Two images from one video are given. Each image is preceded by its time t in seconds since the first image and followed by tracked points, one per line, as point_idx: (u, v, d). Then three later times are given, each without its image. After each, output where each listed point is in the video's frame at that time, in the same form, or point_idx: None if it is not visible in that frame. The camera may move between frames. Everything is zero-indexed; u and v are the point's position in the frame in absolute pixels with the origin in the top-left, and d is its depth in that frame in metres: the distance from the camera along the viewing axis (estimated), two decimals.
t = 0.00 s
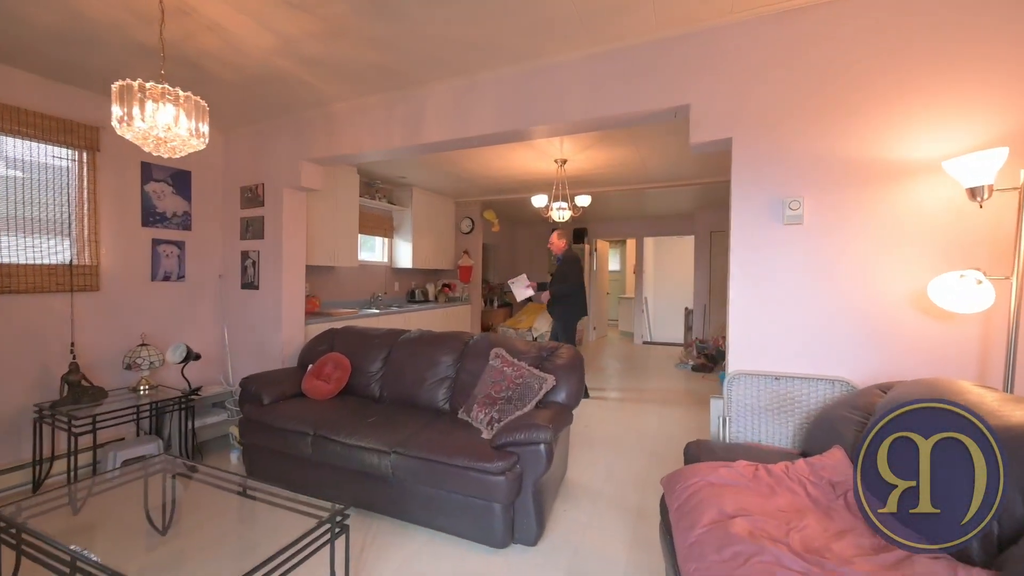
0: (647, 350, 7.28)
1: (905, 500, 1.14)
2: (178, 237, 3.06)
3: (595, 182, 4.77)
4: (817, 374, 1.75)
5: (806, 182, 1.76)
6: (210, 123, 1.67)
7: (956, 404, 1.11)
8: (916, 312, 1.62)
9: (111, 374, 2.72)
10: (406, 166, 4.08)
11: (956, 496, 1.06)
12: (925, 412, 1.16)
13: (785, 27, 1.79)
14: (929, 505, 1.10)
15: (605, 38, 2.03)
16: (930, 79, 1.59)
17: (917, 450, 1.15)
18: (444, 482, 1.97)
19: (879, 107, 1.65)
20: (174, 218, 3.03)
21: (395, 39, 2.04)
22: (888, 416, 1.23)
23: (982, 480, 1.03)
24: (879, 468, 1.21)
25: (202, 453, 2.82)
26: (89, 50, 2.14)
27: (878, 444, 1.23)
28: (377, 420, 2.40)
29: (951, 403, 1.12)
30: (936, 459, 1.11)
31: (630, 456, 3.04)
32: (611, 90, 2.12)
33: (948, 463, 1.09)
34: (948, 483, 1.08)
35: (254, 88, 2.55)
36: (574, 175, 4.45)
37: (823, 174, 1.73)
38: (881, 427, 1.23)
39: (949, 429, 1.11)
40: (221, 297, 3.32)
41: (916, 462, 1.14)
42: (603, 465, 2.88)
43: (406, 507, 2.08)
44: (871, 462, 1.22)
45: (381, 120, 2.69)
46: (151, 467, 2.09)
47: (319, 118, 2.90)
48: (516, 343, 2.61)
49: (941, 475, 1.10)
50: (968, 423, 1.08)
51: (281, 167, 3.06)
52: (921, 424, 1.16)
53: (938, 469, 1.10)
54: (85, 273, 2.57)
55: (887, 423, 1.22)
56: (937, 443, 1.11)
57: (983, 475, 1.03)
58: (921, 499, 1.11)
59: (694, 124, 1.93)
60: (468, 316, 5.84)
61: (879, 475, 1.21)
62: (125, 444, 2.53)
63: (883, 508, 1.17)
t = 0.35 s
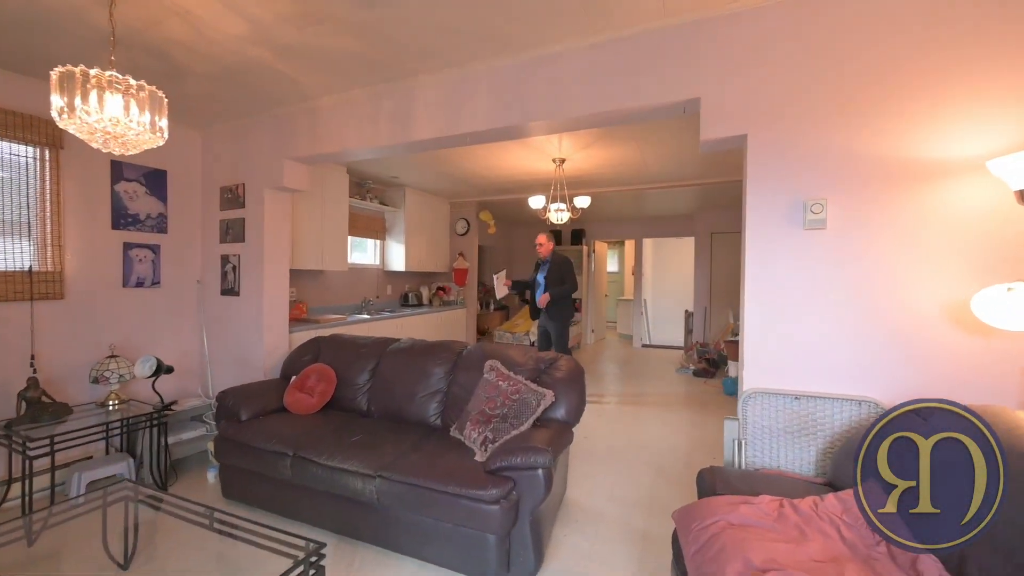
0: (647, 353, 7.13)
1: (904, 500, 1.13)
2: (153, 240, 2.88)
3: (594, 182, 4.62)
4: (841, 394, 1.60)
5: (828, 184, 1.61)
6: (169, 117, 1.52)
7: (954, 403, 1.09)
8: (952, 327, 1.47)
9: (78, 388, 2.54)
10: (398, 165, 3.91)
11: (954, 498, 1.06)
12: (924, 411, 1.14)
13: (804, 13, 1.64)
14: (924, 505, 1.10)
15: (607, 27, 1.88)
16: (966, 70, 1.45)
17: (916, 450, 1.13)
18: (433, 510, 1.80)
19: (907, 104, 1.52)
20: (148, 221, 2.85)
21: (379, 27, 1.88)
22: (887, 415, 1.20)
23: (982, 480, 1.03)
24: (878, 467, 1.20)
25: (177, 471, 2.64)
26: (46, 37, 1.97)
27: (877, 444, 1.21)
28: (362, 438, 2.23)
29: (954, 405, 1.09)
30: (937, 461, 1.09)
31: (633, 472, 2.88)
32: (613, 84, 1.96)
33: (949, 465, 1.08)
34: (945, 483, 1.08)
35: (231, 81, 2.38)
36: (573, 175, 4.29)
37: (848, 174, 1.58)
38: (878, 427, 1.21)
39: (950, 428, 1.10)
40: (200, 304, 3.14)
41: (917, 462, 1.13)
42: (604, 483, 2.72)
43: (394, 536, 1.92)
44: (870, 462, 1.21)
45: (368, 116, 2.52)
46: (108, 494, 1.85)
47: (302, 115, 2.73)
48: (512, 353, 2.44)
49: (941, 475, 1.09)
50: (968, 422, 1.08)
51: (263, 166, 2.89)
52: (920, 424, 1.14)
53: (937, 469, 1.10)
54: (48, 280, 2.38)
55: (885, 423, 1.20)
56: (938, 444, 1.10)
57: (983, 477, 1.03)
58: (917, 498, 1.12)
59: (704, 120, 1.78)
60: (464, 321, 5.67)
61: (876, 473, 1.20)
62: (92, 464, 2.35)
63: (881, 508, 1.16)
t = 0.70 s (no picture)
0: (646, 356, 6.98)
1: (905, 499, 1.26)
2: (125, 243, 2.70)
3: (594, 182, 4.46)
4: (874, 412, 1.48)
5: (861, 186, 1.48)
6: (124, 108, 1.36)
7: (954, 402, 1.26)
8: (996, 341, 1.37)
9: (40, 403, 2.35)
10: (390, 164, 3.73)
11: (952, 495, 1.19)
12: (926, 411, 1.29)
13: None
14: (926, 505, 1.22)
15: (615, 13, 1.73)
16: (1011, 61, 1.34)
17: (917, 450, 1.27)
18: (425, 542, 1.63)
19: (948, 99, 1.39)
20: (120, 222, 2.66)
21: (365, 10, 1.71)
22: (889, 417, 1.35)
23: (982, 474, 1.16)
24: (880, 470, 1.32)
25: (150, 492, 2.45)
26: None
27: (877, 444, 1.34)
28: (349, 458, 2.06)
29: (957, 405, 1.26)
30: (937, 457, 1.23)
31: (637, 489, 2.73)
32: (621, 75, 1.81)
33: (948, 462, 1.21)
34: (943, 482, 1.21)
35: (207, 72, 2.20)
36: (572, 175, 4.13)
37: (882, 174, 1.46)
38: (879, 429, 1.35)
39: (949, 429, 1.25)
40: (178, 310, 2.95)
41: (917, 462, 1.26)
42: (607, 502, 2.56)
43: (382, 570, 1.75)
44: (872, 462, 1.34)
45: (356, 110, 2.35)
46: (60, 528, 1.66)
47: (286, 109, 2.55)
48: (511, 365, 2.28)
49: (941, 474, 1.22)
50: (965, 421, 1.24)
51: (243, 164, 2.71)
52: (921, 425, 1.29)
53: (938, 467, 1.23)
54: (6, 287, 2.19)
55: (886, 424, 1.34)
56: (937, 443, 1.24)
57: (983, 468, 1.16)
58: (919, 499, 1.23)
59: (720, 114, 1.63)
60: (459, 325, 5.50)
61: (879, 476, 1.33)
62: (54, 487, 2.16)
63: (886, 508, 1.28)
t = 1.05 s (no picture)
0: (643, 358, 6.86)
1: (905, 500, 1.28)
2: (95, 244, 2.52)
3: (592, 181, 4.33)
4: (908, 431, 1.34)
5: (893, 182, 1.35)
6: (67, 92, 1.23)
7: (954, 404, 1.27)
8: None
9: None
10: (380, 161, 3.58)
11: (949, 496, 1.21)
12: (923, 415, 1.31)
13: None
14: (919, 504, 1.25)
15: None
16: None
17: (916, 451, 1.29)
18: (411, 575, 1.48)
19: (987, 86, 1.27)
20: (89, 221, 2.48)
21: None
22: (888, 417, 1.35)
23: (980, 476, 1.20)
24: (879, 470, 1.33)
25: (119, 511, 2.28)
26: None
27: (878, 444, 1.34)
28: (332, 477, 1.91)
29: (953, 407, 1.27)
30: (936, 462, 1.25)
31: (639, 503, 2.59)
32: (625, 62, 1.67)
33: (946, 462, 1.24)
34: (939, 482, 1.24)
35: (179, 59, 2.04)
36: (570, 173, 3.99)
37: (917, 169, 1.34)
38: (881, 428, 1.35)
39: (949, 430, 1.27)
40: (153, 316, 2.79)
41: (916, 462, 1.27)
42: (608, 520, 2.42)
43: None
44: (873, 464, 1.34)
45: (340, 102, 2.19)
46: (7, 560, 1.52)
47: (266, 101, 2.39)
48: (506, 375, 2.14)
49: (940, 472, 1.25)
50: (970, 426, 1.24)
51: (221, 159, 2.54)
52: (921, 426, 1.30)
53: (937, 467, 1.25)
54: None
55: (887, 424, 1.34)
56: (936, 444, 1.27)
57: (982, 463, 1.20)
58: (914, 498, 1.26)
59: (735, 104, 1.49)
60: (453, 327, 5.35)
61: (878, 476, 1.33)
62: (10, 509, 1.99)
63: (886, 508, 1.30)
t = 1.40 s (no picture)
0: (640, 360, 6.71)
1: (905, 500, 1.14)
2: (49, 242, 2.31)
3: (588, 178, 4.17)
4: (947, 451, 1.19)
5: (928, 171, 1.21)
6: None
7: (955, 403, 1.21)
8: None
9: None
10: (364, 154, 3.40)
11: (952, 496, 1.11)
12: (923, 414, 1.23)
13: None
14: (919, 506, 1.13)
15: None
16: None
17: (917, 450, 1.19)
18: None
19: None
20: (41, 217, 2.27)
21: None
22: (888, 417, 1.27)
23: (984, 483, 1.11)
24: (878, 465, 1.19)
25: (70, 534, 2.08)
26: None
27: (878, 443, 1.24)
28: (301, 498, 1.73)
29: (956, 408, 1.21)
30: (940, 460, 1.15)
31: (638, 519, 2.42)
32: (625, 38, 1.50)
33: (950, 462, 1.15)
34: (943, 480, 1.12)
35: (133, 37, 1.86)
36: (565, 169, 3.83)
37: (957, 155, 1.19)
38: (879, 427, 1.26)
39: (948, 430, 1.19)
40: (116, 319, 2.59)
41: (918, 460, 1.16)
42: (605, 538, 2.25)
43: None
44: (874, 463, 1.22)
45: (313, 86, 2.01)
46: None
47: (235, 86, 2.21)
48: (495, 384, 1.96)
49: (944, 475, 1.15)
50: (968, 428, 1.19)
51: (187, 150, 2.35)
52: (922, 425, 1.22)
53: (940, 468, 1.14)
54: None
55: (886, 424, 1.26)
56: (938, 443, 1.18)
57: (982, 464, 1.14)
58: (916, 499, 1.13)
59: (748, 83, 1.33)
60: (444, 329, 5.16)
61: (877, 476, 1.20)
62: None
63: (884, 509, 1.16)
